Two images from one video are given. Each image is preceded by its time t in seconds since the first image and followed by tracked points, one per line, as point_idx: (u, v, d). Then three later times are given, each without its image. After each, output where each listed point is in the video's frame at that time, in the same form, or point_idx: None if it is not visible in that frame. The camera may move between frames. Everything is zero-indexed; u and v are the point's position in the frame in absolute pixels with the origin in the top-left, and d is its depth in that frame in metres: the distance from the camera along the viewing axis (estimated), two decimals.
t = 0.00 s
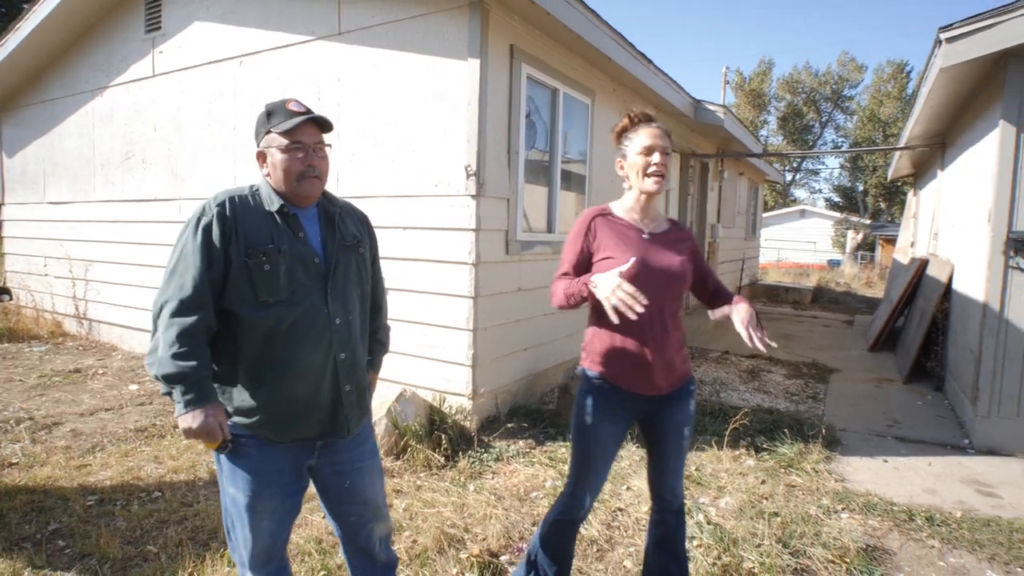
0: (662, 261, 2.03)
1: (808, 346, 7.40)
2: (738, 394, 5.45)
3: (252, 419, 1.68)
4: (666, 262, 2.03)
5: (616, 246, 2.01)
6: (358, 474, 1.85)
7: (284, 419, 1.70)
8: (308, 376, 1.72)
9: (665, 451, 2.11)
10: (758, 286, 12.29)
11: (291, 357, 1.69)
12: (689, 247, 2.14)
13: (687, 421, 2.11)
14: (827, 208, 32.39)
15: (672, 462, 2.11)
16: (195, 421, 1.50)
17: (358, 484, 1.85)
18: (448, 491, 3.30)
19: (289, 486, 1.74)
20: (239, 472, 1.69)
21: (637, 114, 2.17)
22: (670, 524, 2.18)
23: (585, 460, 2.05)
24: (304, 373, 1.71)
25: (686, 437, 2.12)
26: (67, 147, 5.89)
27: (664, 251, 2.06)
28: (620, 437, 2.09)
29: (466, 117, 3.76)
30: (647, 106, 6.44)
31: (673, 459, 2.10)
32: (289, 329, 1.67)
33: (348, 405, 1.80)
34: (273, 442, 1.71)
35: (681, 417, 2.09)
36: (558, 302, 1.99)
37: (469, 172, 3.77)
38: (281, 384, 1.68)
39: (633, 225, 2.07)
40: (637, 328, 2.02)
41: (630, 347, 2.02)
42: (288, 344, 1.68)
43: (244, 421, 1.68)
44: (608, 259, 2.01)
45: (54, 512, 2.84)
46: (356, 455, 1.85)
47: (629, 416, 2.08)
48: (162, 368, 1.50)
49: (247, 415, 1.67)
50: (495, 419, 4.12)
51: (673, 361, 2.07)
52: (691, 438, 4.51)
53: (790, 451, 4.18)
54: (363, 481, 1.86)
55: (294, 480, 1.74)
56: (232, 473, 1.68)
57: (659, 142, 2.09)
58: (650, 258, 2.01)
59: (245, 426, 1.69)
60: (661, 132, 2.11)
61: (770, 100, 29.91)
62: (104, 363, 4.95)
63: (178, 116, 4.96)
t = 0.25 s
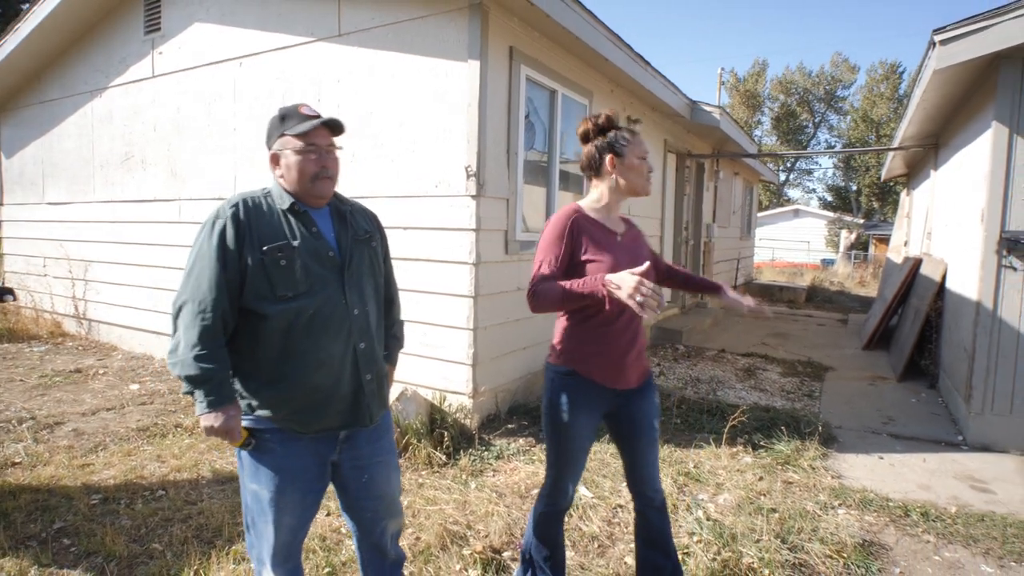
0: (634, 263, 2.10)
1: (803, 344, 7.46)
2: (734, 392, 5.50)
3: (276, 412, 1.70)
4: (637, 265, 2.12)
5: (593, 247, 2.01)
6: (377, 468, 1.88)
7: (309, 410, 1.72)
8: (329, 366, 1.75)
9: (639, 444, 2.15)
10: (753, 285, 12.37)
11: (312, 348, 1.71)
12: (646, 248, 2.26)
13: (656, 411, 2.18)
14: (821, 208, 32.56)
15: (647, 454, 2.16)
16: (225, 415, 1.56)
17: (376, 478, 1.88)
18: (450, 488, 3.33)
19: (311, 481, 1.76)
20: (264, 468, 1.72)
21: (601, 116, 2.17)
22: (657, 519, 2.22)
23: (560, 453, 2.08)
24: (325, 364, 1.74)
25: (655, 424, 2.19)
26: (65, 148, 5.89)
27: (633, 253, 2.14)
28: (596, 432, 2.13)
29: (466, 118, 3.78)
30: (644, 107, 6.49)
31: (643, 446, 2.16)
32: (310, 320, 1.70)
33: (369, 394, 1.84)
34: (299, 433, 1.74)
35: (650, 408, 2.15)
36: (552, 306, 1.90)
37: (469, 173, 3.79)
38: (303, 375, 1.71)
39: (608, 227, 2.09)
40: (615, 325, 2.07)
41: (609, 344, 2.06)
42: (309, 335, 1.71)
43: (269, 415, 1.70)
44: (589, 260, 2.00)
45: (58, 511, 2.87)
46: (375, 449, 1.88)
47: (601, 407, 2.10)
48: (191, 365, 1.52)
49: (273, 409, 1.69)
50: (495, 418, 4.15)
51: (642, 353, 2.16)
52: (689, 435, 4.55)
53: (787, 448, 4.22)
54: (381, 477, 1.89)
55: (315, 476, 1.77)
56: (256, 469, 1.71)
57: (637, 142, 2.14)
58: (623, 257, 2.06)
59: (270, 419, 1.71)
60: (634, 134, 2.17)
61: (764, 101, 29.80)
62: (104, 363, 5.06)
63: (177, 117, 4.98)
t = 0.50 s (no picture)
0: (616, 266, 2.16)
1: (799, 343, 7.51)
2: (732, 390, 5.54)
3: (303, 404, 1.72)
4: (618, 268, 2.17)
5: (590, 250, 2.02)
6: (397, 462, 1.91)
7: (336, 402, 1.75)
8: (356, 360, 1.77)
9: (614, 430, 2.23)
10: (750, 284, 12.41)
11: (340, 343, 1.74)
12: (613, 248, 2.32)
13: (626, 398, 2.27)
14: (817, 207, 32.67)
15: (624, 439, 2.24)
16: (255, 405, 1.58)
17: (396, 472, 1.91)
18: (452, 486, 3.36)
19: (335, 474, 1.79)
20: (289, 460, 1.74)
21: (594, 112, 2.09)
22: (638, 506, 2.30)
23: (552, 448, 2.10)
24: (352, 357, 1.76)
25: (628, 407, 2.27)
26: (64, 148, 5.89)
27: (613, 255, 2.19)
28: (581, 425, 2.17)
29: (467, 119, 3.80)
30: (642, 107, 6.52)
31: (621, 431, 2.23)
32: (338, 316, 1.73)
33: (392, 388, 1.86)
34: (325, 425, 1.76)
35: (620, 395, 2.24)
36: (566, 310, 1.90)
37: (470, 173, 3.81)
38: (330, 369, 1.73)
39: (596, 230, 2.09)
40: (601, 321, 2.13)
41: (599, 340, 2.11)
42: (337, 330, 1.73)
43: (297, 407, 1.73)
44: (587, 262, 2.01)
45: (62, 509, 2.88)
46: (396, 443, 1.92)
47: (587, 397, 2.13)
48: (224, 357, 1.55)
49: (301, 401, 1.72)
50: (495, 416, 4.17)
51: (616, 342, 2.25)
52: (688, 433, 4.58)
53: (785, 445, 4.26)
54: (400, 471, 1.92)
55: (340, 469, 1.80)
56: (283, 460, 1.74)
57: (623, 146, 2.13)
58: (610, 258, 2.10)
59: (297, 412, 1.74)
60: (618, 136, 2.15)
61: (760, 101, 29.88)
62: (105, 363, 5.08)
63: (178, 117, 4.99)
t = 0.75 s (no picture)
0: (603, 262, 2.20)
1: (791, 341, 7.58)
2: (725, 388, 5.59)
3: (336, 396, 1.80)
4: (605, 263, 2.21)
5: (581, 249, 2.05)
6: (412, 450, 2.02)
7: (367, 394, 1.83)
8: (387, 356, 1.86)
9: (603, 424, 2.29)
10: (743, 284, 12.50)
11: (375, 338, 1.83)
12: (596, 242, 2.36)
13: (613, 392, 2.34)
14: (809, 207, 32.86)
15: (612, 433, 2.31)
16: (300, 392, 1.63)
17: (410, 459, 2.02)
18: (448, 484, 3.39)
19: (359, 462, 1.87)
20: (316, 451, 1.80)
21: (582, 113, 2.12)
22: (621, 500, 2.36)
23: (549, 442, 2.13)
24: (385, 353, 1.86)
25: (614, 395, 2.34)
26: (58, 148, 5.88)
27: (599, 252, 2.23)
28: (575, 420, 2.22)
29: (462, 119, 3.82)
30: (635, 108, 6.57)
31: (609, 419, 2.30)
32: (376, 313, 1.82)
33: (417, 384, 1.96)
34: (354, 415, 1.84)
35: (607, 389, 2.31)
36: (567, 311, 1.93)
37: (465, 173, 3.84)
38: (365, 363, 1.82)
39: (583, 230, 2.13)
40: (593, 316, 2.18)
41: (593, 335, 2.16)
42: (374, 325, 1.82)
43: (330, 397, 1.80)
44: (580, 262, 2.04)
45: (58, 510, 2.89)
46: (413, 432, 2.03)
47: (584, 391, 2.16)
48: (272, 344, 1.60)
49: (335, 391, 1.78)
50: (491, 415, 4.20)
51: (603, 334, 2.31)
52: (681, 431, 4.62)
53: (776, 442, 4.31)
54: (413, 458, 2.03)
55: (364, 458, 1.88)
56: (308, 452, 1.79)
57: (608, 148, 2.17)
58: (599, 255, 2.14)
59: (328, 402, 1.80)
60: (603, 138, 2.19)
61: (752, 101, 30.19)
62: (100, 363, 5.09)
63: (173, 117, 4.99)
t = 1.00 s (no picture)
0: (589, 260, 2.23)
1: (776, 339, 7.68)
2: (711, 385, 5.67)
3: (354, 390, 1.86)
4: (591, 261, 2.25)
5: (565, 248, 2.08)
6: (402, 438, 2.09)
7: (382, 390, 1.91)
8: (401, 355, 1.96)
9: (591, 420, 2.33)
10: (728, 283, 12.62)
11: (394, 336, 1.92)
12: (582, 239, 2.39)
13: (599, 389, 2.38)
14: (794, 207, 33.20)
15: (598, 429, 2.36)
16: (333, 386, 1.70)
17: (401, 447, 2.09)
18: (437, 482, 3.41)
19: (364, 454, 1.93)
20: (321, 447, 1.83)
21: (564, 115, 2.15)
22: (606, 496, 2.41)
23: (537, 438, 2.17)
24: (400, 351, 1.95)
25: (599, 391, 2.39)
26: (43, 147, 5.82)
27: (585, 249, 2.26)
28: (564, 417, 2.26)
29: (451, 120, 3.85)
30: (623, 109, 6.62)
31: (593, 414, 2.35)
32: (396, 313, 1.91)
33: (422, 380, 2.06)
34: (367, 410, 1.91)
35: (594, 386, 2.35)
36: (553, 310, 1.97)
37: (453, 174, 3.86)
38: (382, 360, 1.90)
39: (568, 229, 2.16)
40: (580, 314, 2.21)
41: (580, 333, 2.19)
42: (394, 324, 1.91)
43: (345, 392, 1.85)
44: (565, 261, 2.07)
45: (45, 511, 2.87)
46: (402, 421, 2.10)
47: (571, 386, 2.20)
48: (311, 338, 1.65)
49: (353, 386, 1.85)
50: (480, 413, 4.23)
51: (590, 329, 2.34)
52: (668, 428, 4.68)
53: (761, 439, 4.38)
54: (402, 446, 2.10)
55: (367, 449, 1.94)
56: (317, 447, 1.82)
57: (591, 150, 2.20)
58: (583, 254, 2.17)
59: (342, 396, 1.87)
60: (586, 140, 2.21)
61: (738, 103, 30.45)
62: (86, 364, 5.05)
63: (160, 116, 4.97)
